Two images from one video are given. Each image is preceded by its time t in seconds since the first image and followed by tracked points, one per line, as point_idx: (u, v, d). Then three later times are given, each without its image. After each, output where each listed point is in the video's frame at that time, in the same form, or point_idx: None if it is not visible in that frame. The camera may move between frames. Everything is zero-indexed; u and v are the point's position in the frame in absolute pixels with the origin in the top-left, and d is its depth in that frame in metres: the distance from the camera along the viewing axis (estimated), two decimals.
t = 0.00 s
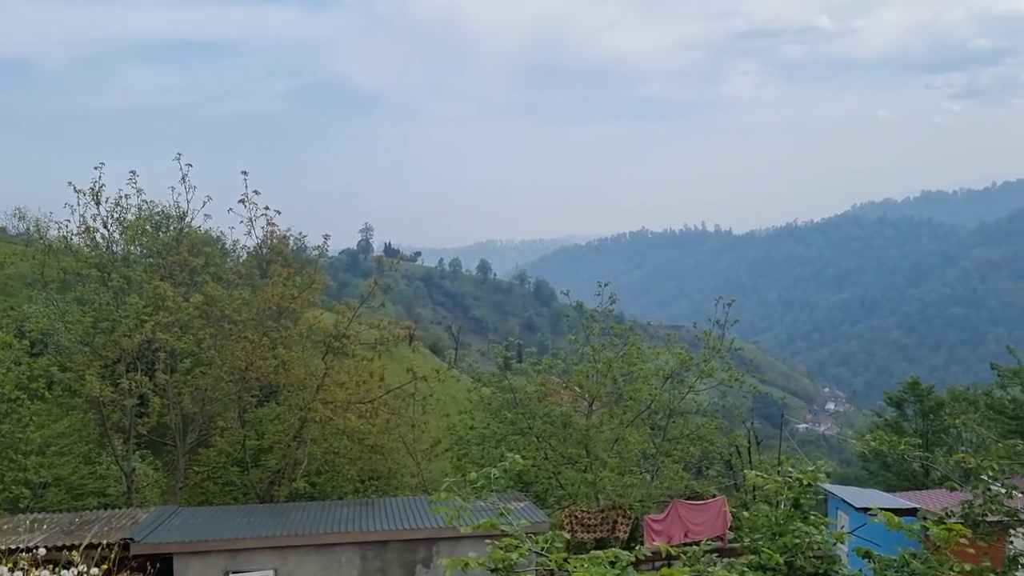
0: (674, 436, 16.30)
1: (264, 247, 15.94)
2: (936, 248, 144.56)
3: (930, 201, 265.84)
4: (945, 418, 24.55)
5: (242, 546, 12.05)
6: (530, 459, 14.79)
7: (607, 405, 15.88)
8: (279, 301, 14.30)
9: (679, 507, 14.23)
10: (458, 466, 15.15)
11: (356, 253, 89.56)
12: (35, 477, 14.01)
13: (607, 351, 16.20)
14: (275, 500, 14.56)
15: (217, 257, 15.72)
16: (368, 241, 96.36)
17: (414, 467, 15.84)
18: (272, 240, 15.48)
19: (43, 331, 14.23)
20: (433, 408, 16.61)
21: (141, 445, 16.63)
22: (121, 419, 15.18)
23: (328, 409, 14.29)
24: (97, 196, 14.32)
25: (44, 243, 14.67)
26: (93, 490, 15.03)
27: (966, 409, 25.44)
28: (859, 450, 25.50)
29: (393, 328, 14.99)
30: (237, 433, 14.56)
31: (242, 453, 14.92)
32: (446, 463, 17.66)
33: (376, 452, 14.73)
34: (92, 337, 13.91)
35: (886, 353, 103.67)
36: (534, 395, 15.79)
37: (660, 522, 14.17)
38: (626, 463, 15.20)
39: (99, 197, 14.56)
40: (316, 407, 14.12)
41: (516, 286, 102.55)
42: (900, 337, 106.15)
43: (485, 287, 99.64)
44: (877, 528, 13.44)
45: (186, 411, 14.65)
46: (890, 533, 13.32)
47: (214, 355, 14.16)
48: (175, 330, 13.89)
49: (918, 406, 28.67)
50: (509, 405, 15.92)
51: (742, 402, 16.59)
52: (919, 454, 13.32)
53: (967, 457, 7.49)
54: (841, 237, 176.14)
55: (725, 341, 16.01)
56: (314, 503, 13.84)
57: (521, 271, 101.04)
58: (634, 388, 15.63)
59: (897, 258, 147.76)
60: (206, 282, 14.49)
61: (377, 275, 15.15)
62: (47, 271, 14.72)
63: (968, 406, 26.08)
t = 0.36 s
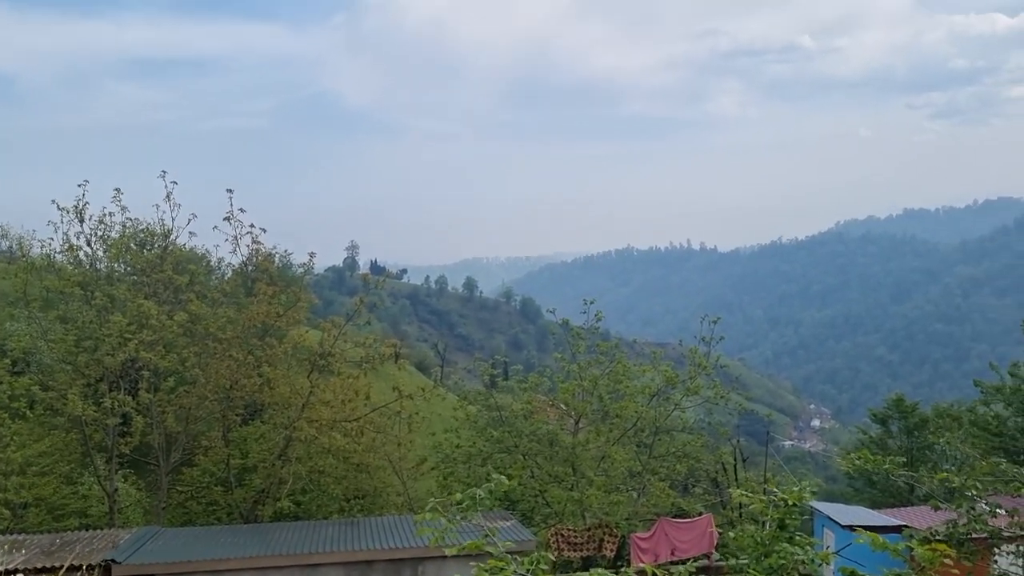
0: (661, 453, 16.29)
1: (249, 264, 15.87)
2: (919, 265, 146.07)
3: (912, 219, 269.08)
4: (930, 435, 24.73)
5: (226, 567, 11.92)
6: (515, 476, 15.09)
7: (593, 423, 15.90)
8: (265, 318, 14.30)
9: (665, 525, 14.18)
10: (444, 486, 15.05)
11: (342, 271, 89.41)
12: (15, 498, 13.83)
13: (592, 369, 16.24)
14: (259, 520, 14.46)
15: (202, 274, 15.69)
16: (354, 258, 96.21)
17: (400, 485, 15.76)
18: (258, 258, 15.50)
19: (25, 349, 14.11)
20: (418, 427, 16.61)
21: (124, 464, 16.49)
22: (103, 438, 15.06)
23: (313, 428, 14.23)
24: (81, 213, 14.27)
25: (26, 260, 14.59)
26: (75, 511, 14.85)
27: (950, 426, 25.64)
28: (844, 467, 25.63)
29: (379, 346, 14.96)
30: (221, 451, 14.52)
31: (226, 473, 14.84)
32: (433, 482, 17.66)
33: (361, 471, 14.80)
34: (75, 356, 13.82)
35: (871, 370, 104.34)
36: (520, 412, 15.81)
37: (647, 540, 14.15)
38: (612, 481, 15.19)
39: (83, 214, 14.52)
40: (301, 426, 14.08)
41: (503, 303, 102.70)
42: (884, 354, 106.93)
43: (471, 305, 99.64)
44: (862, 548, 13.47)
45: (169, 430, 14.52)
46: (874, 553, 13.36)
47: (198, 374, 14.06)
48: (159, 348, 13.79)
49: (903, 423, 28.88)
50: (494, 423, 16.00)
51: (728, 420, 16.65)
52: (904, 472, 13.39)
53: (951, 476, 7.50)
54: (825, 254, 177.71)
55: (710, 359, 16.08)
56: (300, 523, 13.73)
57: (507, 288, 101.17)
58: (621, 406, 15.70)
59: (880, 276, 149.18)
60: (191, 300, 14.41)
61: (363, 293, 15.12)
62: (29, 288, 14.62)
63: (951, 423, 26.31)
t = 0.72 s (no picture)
0: (650, 471, 16.31)
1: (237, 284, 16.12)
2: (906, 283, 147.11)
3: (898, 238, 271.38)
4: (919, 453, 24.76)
5: None
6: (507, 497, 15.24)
7: (583, 442, 15.86)
8: (253, 338, 14.28)
9: (655, 543, 14.16)
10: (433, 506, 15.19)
11: (331, 290, 89.20)
12: None
13: (582, 388, 16.34)
14: (247, 542, 14.36)
15: (191, 294, 15.64)
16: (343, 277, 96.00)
17: (389, 505, 15.74)
18: (247, 278, 15.52)
19: (10, 370, 13.97)
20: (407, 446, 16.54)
21: (111, 485, 16.33)
22: (89, 460, 14.94)
23: (301, 447, 14.04)
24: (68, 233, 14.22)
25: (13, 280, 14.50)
26: (60, 533, 14.69)
27: (939, 444, 25.67)
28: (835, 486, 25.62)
29: (368, 365, 14.93)
30: (209, 472, 14.45)
31: (214, 493, 14.82)
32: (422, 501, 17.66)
33: (350, 491, 14.68)
34: (62, 375, 13.71)
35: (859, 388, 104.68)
36: (510, 432, 15.80)
37: (637, 559, 14.12)
38: (602, 501, 15.14)
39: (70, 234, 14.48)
40: (290, 445, 13.93)
41: (492, 322, 102.67)
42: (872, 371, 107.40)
43: (460, 324, 99.49)
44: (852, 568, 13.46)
45: (155, 451, 14.39)
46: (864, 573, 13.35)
47: (186, 395, 13.94)
48: (146, 368, 13.69)
49: (892, 440, 28.92)
50: (484, 442, 15.94)
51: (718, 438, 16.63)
52: (893, 490, 13.41)
53: (941, 497, 7.54)
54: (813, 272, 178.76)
55: (701, 378, 16.06)
56: (287, 545, 13.59)
57: (497, 307, 101.17)
58: (611, 425, 15.72)
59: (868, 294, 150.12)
60: (178, 319, 14.29)
61: (352, 313, 15.01)
62: (16, 308, 14.52)
63: (940, 441, 26.37)
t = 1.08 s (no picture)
0: (641, 483, 16.35)
1: (226, 296, 16.23)
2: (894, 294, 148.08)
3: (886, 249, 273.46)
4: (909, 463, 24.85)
5: None
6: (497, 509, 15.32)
7: (574, 454, 15.87)
8: (243, 350, 14.38)
9: (646, 555, 14.16)
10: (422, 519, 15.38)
11: (321, 301, 88.93)
12: None
13: (572, 400, 16.31)
14: (235, 556, 14.42)
15: (179, 306, 15.59)
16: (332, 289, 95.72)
17: (379, 518, 15.71)
18: (236, 290, 15.56)
19: None
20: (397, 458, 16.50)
21: (98, 499, 16.21)
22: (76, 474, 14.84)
23: (290, 460, 14.17)
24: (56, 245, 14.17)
25: None
26: (47, 548, 14.56)
27: (928, 454, 25.81)
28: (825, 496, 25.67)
29: (358, 377, 14.88)
30: (197, 485, 14.52)
31: (202, 507, 14.85)
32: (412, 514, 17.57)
33: (340, 504, 14.77)
34: (48, 390, 13.59)
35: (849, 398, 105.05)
36: (500, 444, 15.69)
37: (628, 571, 14.11)
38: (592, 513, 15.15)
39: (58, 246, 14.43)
40: (279, 458, 14.04)
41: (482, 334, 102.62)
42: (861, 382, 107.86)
43: (451, 336, 99.32)
44: None
45: (143, 464, 14.27)
46: None
47: (175, 408, 13.91)
48: (135, 381, 13.40)
49: (882, 450, 29.01)
50: (474, 454, 15.88)
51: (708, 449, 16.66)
52: (882, 501, 13.48)
53: (930, 508, 7.58)
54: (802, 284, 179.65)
55: (691, 389, 16.08)
56: (277, 559, 13.56)
57: (487, 318, 101.08)
58: (601, 436, 15.76)
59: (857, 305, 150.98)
60: (167, 331, 14.14)
61: (341, 324, 14.94)
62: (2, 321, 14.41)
63: (929, 450, 26.49)
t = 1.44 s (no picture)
0: (622, 490, 16.41)
1: (205, 305, 16.22)
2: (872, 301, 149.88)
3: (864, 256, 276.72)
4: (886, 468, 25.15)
5: None
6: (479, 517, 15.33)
7: (555, 461, 15.96)
8: (223, 358, 14.22)
9: (627, 561, 14.21)
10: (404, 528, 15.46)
11: (302, 309, 88.34)
12: None
13: (553, 407, 16.39)
14: (214, 566, 14.49)
15: (158, 315, 15.44)
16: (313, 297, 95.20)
17: (360, 526, 15.68)
18: (215, 299, 15.57)
19: None
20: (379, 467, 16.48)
21: (75, 510, 16.02)
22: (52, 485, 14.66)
23: (270, 470, 14.27)
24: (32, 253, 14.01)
25: None
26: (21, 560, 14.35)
27: (906, 459, 26.16)
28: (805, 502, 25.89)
29: (339, 386, 14.80)
30: (176, 496, 14.43)
31: (181, 518, 14.83)
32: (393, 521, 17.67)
33: (320, 513, 14.81)
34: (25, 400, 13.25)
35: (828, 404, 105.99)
36: (482, 451, 15.77)
37: None
38: (574, 520, 15.19)
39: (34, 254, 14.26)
40: (259, 467, 14.11)
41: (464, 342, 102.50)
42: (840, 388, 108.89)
43: (433, 344, 99.06)
44: None
45: (121, 474, 14.01)
46: None
47: (153, 418, 13.67)
48: (112, 391, 13.07)
49: (860, 455, 29.33)
50: (455, 462, 15.89)
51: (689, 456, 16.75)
52: (860, 507, 13.62)
53: (907, 513, 7.70)
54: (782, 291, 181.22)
55: (672, 396, 16.15)
56: (255, 571, 13.35)
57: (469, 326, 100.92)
58: (582, 443, 15.83)
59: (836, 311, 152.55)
60: (145, 340, 13.93)
61: (322, 333, 14.83)
62: None
63: (906, 455, 26.84)
